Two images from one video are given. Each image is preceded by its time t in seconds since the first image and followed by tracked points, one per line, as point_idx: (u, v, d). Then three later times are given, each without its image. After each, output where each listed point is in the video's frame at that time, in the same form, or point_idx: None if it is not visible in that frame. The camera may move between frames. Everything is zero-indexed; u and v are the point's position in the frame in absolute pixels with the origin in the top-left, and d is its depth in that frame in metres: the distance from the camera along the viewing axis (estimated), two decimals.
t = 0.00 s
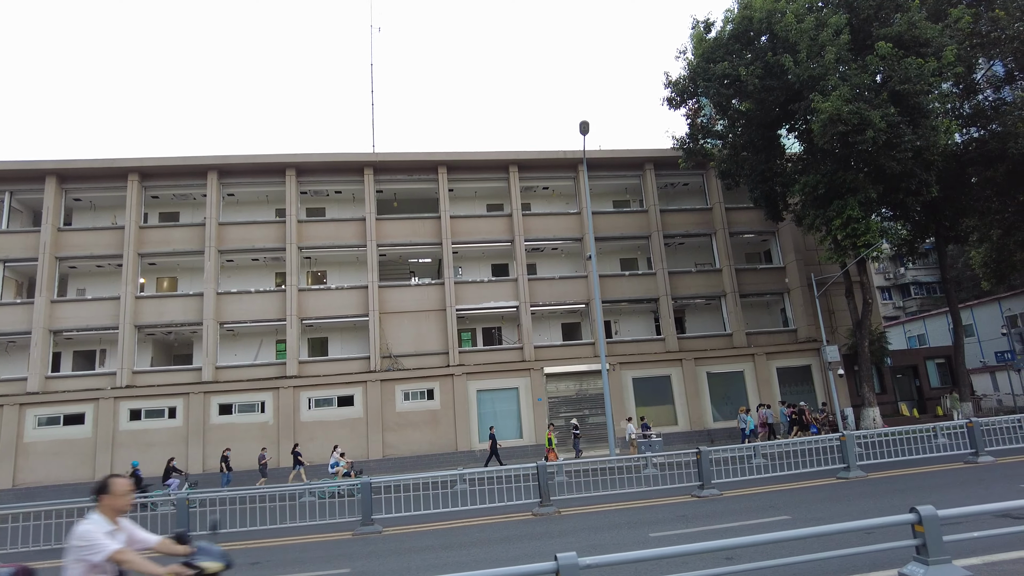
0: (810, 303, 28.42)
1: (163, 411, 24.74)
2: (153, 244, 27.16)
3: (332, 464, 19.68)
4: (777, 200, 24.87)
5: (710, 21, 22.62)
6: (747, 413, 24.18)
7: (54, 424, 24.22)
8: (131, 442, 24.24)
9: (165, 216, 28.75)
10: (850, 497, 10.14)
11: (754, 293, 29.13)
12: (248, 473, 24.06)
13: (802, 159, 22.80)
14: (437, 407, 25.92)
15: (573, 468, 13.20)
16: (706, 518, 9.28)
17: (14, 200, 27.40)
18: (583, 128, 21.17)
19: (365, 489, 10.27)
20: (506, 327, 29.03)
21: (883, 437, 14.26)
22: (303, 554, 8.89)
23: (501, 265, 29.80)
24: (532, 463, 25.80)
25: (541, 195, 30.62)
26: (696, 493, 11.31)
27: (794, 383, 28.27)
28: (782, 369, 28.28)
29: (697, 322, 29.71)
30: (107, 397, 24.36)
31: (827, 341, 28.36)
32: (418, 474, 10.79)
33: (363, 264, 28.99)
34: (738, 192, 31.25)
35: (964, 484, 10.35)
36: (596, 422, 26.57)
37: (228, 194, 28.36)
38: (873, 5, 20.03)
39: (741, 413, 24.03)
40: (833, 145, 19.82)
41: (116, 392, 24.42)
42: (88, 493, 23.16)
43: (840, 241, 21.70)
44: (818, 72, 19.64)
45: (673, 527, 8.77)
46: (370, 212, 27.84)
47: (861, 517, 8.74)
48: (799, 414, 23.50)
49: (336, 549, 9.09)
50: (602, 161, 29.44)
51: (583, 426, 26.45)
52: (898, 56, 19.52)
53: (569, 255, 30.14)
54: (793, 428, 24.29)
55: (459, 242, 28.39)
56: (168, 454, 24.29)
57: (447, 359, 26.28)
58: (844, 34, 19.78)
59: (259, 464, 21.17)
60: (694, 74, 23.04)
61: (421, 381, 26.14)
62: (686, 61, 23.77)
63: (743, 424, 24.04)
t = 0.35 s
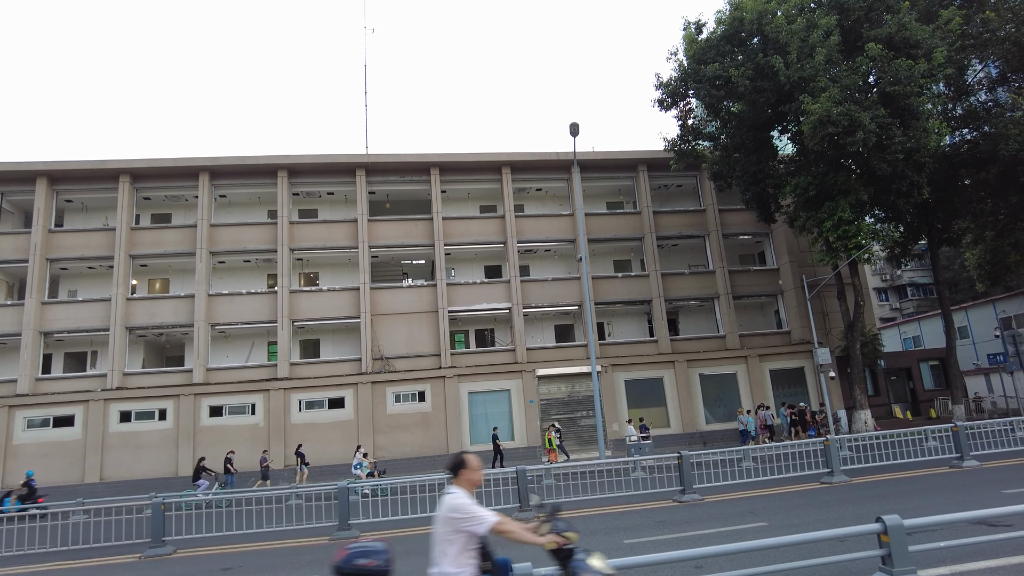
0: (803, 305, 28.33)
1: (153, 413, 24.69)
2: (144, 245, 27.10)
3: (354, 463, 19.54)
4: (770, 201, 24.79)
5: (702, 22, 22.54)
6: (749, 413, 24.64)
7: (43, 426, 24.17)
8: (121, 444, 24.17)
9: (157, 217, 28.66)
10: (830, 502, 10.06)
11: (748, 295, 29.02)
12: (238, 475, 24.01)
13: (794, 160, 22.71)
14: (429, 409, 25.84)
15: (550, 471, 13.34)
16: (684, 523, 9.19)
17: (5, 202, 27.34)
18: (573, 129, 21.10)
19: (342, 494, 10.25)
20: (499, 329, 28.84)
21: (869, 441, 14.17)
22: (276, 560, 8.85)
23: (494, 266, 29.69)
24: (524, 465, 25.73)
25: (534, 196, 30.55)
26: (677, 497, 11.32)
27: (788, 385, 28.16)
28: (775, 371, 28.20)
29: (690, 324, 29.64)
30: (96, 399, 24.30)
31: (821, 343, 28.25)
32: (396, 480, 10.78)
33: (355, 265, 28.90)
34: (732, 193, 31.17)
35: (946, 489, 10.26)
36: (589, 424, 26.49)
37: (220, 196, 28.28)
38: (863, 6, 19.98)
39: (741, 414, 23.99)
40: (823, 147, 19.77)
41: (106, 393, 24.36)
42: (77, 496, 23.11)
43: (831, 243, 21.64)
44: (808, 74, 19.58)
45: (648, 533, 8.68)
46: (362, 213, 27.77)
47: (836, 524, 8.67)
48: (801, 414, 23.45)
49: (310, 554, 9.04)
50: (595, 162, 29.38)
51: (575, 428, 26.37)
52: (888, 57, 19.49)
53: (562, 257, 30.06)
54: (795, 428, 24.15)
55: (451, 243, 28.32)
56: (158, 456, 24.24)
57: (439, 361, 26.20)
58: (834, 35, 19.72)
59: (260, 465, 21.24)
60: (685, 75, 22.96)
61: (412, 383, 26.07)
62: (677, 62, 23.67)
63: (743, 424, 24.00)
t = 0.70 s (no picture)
0: (798, 304, 28.13)
1: (142, 411, 24.58)
2: (135, 243, 26.97)
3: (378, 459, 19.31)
4: (763, 199, 24.61)
5: (694, 18, 22.35)
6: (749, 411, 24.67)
7: (32, 425, 24.07)
8: (110, 442, 24.07)
9: (148, 215, 28.54)
10: (811, 503, 9.89)
11: (742, 294, 28.85)
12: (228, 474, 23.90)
13: (787, 158, 22.50)
14: (420, 408, 25.71)
15: (533, 471, 13.22)
16: (661, 525, 9.02)
17: None
18: (563, 127, 20.95)
19: (317, 493, 10.11)
20: (492, 328, 28.70)
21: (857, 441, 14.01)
22: (244, 561, 8.70)
23: (487, 265, 29.54)
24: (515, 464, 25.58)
25: (527, 194, 30.39)
26: (657, 498, 11.18)
27: (782, 384, 28.00)
28: (769, 369, 28.03)
29: (684, 323, 29.48)
30: (85, 397, 24.20)
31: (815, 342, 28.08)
32: (372, 480, 10.64)
33: (347, 263, 28.77)
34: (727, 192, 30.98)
35: (929, 490, 10.10)
36: (581, 423, 26.34)
37: (211, 193, 28.15)
38: (855, 2, 19.81)
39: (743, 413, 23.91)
40: (815, 144, 19.59)
41: (95, 392, 24.26)
42: (66, 495, 23.02)
43: (823, 241, 21.47)
44: (800, 70, 19.42)
45: (622, 534, 8.50)
46: (354, 211, 27.63)
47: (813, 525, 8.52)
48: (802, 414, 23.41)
49: (279, 555, 8.89)
50: (588, 160, 29.22)
51: (567, 427, 26.23)
52: (880, 53, 19.32)
53: (556, 255, 29.90)
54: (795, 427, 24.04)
55: (444, 242, 28.17)
56: (147, 455, 24.14)
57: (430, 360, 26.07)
58: (826, 31, 19.55)
59: (262, 464, 21.27)
60: (677, 72, 22.77)
61: (403, 381, 25.95)
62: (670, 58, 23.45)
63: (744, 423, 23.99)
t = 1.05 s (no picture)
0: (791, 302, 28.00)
1: (132, 408, 24.52)
2: (125, 239, 26.86)
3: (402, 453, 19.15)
4: (755, 196, 24.48)
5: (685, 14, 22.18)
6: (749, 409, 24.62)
7: (20, 421, 24.00)
8: (98, 439, 24.01)
9: (139, 211, 28.42)
10: (789, 505, 9.78)
11: (736, 292, 28.71)
12: (217, 472, 23.84)
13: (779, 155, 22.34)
14: (410, 405, 25.63)
15: (514, 470, 13.12)
16: (634, 526, 8.89)
17: None
18: (553, 123, 20.80)
19: (290, 492, 10.02)
20: (484, 325, 28.59)
21: (844, 440, 13.88)
22: (211, 561, 8.59)
23: (479, 262, 29.42)
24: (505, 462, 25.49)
25: (520, 191, 30.24)
26: (636, 498, 11.08)
27: (774, 383, 27.88)
28: (761, 368, 27.92)
29: (677, 321, 29.36)
30: (74, 394, 24.13)
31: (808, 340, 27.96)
32: (348, 478, 10.55)
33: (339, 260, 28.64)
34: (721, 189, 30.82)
35: (909, 491, 9.99)
36: (572, 421, 26.24)
37: (202, 189, 28.03)
38: None
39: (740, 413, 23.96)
40: (805, 141, 19.44)
41: (83, 389, 24.19)
42: (55, 492, 22.97)
43: (814, 240, 21.36)
44: (790, 66, 19.27)
45: (593, 536, 8.37)
46: (345, 208, 27.49)
47: (786, 528, 8.40)
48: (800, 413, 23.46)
49: (247, 555, 8.78)
50: (582, 157, 29.06)
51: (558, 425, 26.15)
52: (871, 50, 19.17)
53: (548, 253, 29.77)
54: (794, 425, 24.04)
55: (435, 239, 28.05)
56: (137, 452, 24.09)
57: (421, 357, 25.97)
58: (817, 27, 19.38)
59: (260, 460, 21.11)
60: (668, 68, 22.60)
61: (393, 379, 25.86)
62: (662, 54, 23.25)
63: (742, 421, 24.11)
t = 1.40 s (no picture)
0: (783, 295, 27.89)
1: (121, 399, 24.49)
2: (115, 230, 26.73)
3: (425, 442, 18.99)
4: (748, 189, 24.31)
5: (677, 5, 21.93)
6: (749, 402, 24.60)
7: (9, 413, 23.98)
8: (87, 430, 23.99)
9: (129, 202, 28.27)
10: (767, 501, 9.73)
11: (728, 285, 28.60)
12: (206, 463, 23.84)
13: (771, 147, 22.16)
14: (400, 398, 25.60)
15: (496, 464, 13.06)
16: (607, 521, 8.84)
17: None
18: (543, 115, 20.65)
19: (264, 486, 9.95)
20: (475, 318, 28.50)
21: (827, 436, 13.81)
22: (180, 555, 8.51)
23: (471, 254, 29.31)
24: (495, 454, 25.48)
25: (513, 183, 30.07)
26: (614, 493, 11.02)
27: (766, 376, 27.82)
28: (753, 361, 27.86)
29: (669, 314, 29.28)
30: (63, 386, 24.08)
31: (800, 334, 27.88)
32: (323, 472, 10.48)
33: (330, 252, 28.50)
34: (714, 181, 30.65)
35: (886, 488, 9.92)
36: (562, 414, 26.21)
37: (192, 180, 27.86)
38: None
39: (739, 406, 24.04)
40: (796, 134, 19.26)
41: (72, 380, 24.14)
42: (44, 483, 22.98)
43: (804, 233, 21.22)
44: (781, 58, 19.08)
45: (563, 532, 8.30)
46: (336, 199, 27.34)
47: (758, 524, 8.33)
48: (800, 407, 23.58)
49: (216, 549, 8.71)
50: (575, 148, 28.88)
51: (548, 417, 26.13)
52: (863, 41, 18.98)
53: (541, 245, 29.64)
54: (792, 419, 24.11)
55: (427, 230, 27.91)
56: (126, 443, 24.07)
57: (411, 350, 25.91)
58: (809, 18, 19.17)
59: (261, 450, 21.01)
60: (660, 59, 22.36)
61: (383, 371, 25.80)
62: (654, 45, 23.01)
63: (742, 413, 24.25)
